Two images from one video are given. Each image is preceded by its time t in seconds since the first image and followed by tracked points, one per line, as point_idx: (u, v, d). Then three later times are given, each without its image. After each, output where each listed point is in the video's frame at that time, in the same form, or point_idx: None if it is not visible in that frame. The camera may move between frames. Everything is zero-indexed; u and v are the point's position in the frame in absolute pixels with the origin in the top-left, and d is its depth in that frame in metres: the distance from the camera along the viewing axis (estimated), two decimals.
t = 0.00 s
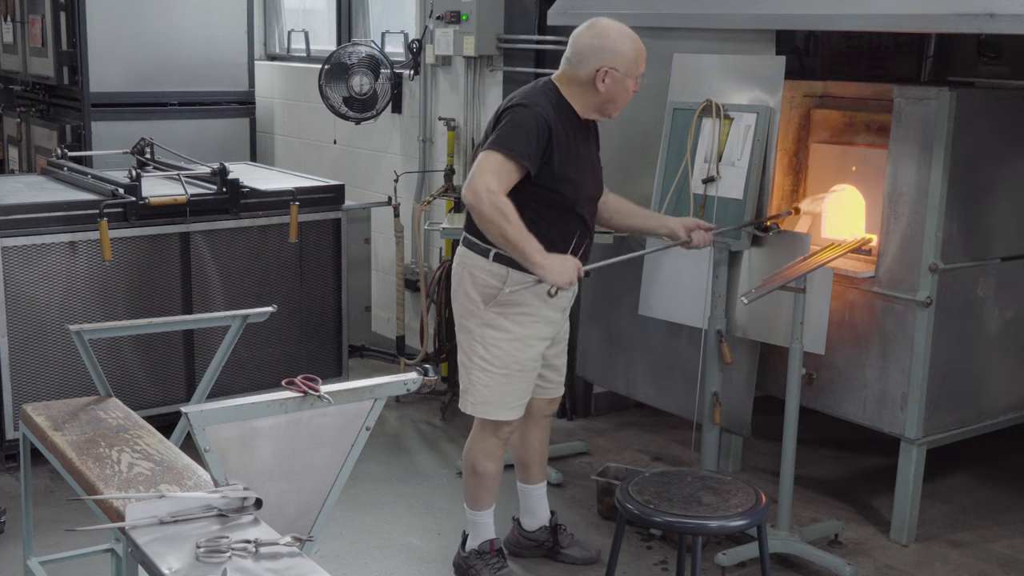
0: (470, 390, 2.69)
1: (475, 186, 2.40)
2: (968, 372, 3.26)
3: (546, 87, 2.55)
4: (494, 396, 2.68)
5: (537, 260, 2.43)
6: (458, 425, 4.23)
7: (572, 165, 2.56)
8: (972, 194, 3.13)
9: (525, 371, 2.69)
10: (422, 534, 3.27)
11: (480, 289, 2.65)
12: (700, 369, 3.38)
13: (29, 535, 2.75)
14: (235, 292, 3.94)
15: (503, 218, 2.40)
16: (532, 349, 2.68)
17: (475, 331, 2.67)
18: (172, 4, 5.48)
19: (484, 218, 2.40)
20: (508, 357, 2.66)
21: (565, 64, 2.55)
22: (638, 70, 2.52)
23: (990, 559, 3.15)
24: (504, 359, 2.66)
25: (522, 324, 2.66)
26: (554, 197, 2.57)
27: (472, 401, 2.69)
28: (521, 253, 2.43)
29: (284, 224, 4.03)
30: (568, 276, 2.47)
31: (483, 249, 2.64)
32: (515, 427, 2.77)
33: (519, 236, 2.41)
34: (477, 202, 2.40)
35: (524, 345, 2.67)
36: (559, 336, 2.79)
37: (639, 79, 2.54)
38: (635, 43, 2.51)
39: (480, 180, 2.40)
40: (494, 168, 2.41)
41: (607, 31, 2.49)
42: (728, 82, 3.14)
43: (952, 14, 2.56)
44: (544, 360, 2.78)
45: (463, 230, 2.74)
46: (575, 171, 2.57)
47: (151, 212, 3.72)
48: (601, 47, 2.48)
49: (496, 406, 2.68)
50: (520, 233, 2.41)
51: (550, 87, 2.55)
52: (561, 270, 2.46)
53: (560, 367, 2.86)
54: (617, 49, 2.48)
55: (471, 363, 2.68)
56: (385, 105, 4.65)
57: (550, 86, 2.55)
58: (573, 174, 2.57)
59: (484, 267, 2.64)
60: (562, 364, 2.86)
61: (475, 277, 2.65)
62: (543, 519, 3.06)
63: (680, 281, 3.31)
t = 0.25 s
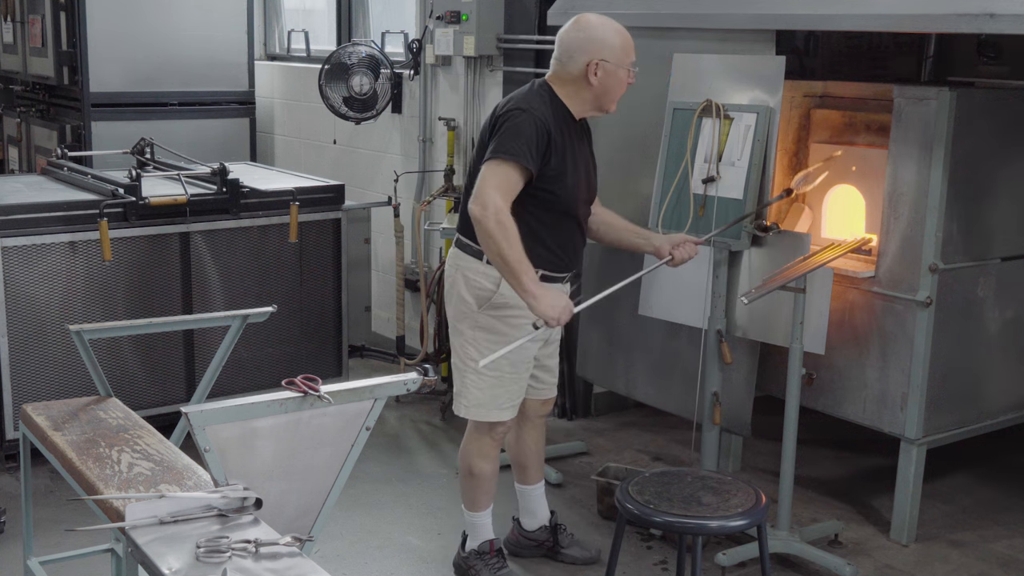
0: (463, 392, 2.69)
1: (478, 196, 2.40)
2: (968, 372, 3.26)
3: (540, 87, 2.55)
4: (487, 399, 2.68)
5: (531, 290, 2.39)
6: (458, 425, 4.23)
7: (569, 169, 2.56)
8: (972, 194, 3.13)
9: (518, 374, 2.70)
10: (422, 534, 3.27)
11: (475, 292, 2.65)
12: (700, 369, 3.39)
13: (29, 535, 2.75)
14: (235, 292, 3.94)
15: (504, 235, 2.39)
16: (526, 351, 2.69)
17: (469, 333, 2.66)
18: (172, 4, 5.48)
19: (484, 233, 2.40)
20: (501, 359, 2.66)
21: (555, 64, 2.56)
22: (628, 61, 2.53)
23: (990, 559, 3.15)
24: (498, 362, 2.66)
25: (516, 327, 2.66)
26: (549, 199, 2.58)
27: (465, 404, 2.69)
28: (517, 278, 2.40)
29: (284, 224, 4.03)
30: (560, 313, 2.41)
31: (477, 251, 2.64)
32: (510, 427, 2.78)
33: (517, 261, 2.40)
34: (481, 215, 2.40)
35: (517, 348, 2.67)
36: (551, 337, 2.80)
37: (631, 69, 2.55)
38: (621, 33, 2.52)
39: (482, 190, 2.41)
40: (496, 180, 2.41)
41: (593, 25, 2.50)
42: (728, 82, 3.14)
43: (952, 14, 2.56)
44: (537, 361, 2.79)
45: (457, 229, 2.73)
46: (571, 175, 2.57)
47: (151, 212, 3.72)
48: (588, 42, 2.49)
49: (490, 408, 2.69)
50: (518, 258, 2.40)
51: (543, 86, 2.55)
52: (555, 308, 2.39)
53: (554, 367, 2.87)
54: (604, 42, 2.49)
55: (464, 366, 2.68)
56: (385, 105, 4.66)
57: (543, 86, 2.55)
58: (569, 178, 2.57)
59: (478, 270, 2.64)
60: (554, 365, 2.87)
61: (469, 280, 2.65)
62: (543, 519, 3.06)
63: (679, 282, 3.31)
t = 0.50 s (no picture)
0: (456, 393, 2.68)
1: (513, 210, 2.41)
2: (968, 372, 3.26)
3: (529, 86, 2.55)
4: (480, 400, 2.67)
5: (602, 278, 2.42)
6: (458, 424, 4.23)
7: (565, 168, 2.56)
8: (972, 195, 3.13)
9: (511, 375, 2.69)
10: (422, 534, 3.27)
11: (467, 292, 2.66)
12: (700, 369, 3.39)
13: (29, 535, 2.75)
14: (235, 292, 3.94)
15: (558, 244, 2.41)
16: (518, 353, 2.68)
17: (460, 334, 2.66)
18: (173, 4, 5.48)
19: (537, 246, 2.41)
20: (494, 360, 2.66)
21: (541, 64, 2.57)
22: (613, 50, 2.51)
23: (991, 559, 3.15)
24: (489, 362, 2.66)
25: (508, 328, 2.66)
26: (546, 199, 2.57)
27: (456, 404, 2.68)
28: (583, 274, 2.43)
29: (284, 225, 4.03)
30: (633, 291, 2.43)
31: (470, 252, 2.65)
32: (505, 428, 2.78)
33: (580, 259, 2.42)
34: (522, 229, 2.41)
35: (510, 349, 2.67)
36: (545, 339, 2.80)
37: (618, 56, 2.53)
38: (602, 22, 2.52)
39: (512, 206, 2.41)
40: (523, 190, 2.41)
41: (572, 18, 2.51)
42: (728, 82, 3.14)
43: (952, 14, 2.56)
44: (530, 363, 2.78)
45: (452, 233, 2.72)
46: (567, 175, 2.57)
47: (151, 212, 3.72)
48: (569, 35, 2.50)
49: (481, 409, 2.68)
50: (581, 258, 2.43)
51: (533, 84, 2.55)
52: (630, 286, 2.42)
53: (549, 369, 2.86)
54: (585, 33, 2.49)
55: (456, 367, 2.68)
56: (385, 105, 4.66)
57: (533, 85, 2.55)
58: (565, 177, 2.57)
59: (471, 271, 2.64)
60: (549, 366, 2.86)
61: (460, 281, 2.66)
62: (543, 519, 3.06)
63: (679, 282, 3.31)
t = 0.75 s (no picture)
0: (464, 396, 2.68)
1: (558, 200, 2.36)
2: (968, 372, 3.26)
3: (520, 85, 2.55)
4: (489, 402, 2.67)
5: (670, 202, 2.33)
6: (458, 424, 4.23)
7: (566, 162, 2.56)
8: (972, 195, 3.13)
9: (518, 376, 2.69)
10: (422, 534, 3.27)
11: (473, 295, 2.65)
12: (700, 369, 3.38)
13: (28, 535, 2.75)
14: (235, 292, 3.94)
15: (616, 203, 2.35)
16: (525, 353, 2.68)
17: (468, 337, 2.66)
18: (173, 4, 5.48)
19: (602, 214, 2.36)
20: (502, 361, 2.66)
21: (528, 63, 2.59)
22: (594, 34, 2.52)
23: (991, 559, 3.15)
24: (497, 364, 2.66)
25: (514, 328, 2.66)
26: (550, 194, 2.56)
27: (466, 407, 2.68)
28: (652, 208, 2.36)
29: (284, 225, 4.03)
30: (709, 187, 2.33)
31: (473, 253, 2.65)
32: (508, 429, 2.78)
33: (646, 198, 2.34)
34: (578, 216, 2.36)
35: (517, 350, 2.67)
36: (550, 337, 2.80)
37: (601, 42, 2.53)
38: (580, 11, 2.53)
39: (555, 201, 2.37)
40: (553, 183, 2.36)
41: (548, 12, 2.52)
42: (728, 82, 3.14)
43: (952, 14, 2.56)
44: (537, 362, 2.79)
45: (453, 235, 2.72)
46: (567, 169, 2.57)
47: (151, 212, 3.72)
48: (547, 29, 2.52)
49: (491, 411, 2.68)
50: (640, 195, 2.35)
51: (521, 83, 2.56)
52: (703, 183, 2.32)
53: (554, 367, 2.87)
54: (562, 24, 2.50)
55: (465, 370, 2.68)
56: (385, 105, 4.66)
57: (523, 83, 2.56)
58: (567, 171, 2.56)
59: (476, 273, 2.64)
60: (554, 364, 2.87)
61: (466, 283, 2.66)
62: (544, 518, 3.06)
63: (680, 282, 3.31)
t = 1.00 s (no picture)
0: (486, 400, 2.67)
1: (599, 140, 2.28)
2: (968, 372, 3.26)
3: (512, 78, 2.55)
4: (511, 404, 2.67)
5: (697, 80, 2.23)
6: (458, 425, 4.23)
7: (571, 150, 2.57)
8: (972, 195, 3.13)
9: (536, 374, 2.70)
10: (422, 534, 3.27)
11: (488, 297, 2.64)
12: (699, 368, 3.38)
13: (29, 535, 2.75)
14: (235, 292, 3.94)
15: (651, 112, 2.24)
16: (542, 352, 2.69)
17: (486, 340, 2.65)
18: (173, 4, 5.48)
19: (647, 127, 2.24)
20: (520, 362, 2.66)
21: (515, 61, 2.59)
22: (575, 22, 2.51)
23: (990, 559, 3.15)
24: (517, 365, 2.65)
25: (531, 328, 2.66)
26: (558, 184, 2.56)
27: (489, 411, 2.67)
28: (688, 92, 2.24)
29: (284, 224, 4.03)
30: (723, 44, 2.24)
31: (483, 256, 2.64)
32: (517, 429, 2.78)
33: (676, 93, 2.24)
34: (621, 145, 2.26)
35: (534, 348, 2.67)
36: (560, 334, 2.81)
37: (583, 28, 2.53)
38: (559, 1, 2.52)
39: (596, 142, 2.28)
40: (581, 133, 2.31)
41: (528, 7, 2.51)
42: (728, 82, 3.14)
43: (952, 14, 2.56)
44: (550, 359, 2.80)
45: (461, 237, 2.71)
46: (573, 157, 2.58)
47: (151, 212, 3.72)
48: (529, 25, 2.51)
49: (514, 413, 2.68)
50: (668, 95, 2.25)
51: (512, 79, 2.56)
52: (712, 48, 2.22)
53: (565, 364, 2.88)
54: (542, 17, 2.50)
55: (485, 374, 2.66)
56: (385, 105, 4.66)
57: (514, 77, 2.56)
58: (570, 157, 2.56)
59: (489, 275, 2.63)
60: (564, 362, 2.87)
61: (480, 286, 2.64)
62: (545, 518, 3.06)
63: (680, 282, 3.32)
